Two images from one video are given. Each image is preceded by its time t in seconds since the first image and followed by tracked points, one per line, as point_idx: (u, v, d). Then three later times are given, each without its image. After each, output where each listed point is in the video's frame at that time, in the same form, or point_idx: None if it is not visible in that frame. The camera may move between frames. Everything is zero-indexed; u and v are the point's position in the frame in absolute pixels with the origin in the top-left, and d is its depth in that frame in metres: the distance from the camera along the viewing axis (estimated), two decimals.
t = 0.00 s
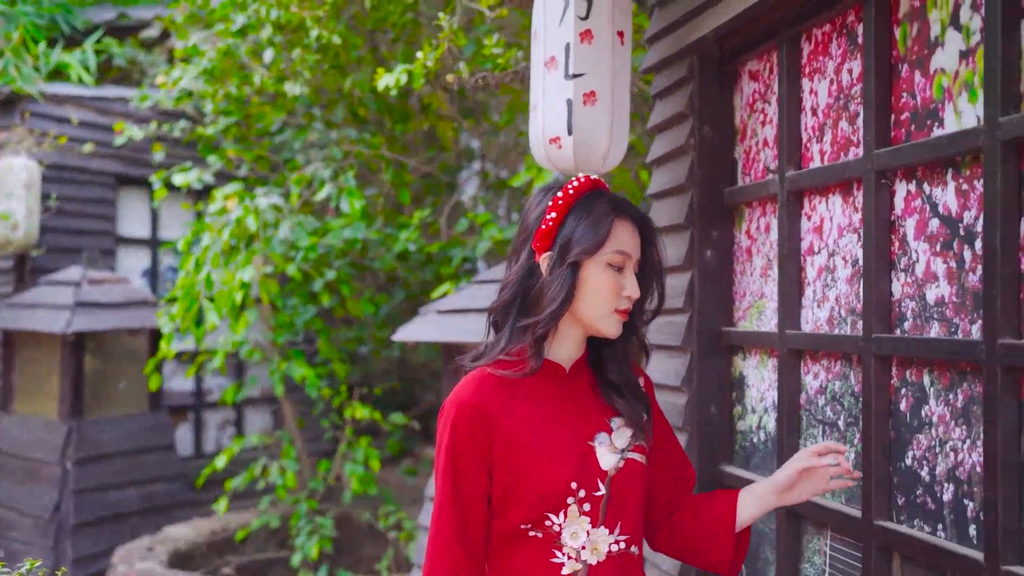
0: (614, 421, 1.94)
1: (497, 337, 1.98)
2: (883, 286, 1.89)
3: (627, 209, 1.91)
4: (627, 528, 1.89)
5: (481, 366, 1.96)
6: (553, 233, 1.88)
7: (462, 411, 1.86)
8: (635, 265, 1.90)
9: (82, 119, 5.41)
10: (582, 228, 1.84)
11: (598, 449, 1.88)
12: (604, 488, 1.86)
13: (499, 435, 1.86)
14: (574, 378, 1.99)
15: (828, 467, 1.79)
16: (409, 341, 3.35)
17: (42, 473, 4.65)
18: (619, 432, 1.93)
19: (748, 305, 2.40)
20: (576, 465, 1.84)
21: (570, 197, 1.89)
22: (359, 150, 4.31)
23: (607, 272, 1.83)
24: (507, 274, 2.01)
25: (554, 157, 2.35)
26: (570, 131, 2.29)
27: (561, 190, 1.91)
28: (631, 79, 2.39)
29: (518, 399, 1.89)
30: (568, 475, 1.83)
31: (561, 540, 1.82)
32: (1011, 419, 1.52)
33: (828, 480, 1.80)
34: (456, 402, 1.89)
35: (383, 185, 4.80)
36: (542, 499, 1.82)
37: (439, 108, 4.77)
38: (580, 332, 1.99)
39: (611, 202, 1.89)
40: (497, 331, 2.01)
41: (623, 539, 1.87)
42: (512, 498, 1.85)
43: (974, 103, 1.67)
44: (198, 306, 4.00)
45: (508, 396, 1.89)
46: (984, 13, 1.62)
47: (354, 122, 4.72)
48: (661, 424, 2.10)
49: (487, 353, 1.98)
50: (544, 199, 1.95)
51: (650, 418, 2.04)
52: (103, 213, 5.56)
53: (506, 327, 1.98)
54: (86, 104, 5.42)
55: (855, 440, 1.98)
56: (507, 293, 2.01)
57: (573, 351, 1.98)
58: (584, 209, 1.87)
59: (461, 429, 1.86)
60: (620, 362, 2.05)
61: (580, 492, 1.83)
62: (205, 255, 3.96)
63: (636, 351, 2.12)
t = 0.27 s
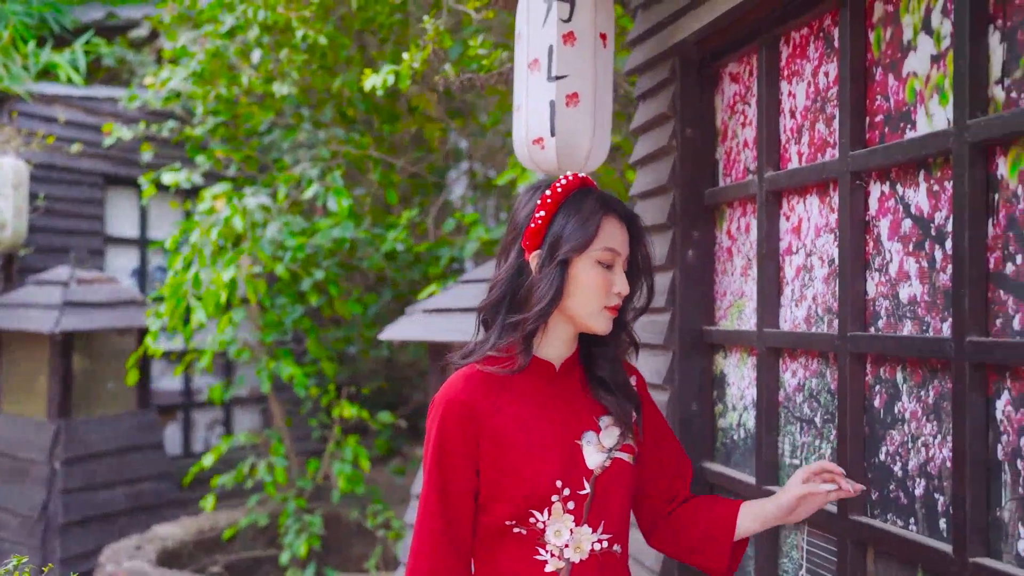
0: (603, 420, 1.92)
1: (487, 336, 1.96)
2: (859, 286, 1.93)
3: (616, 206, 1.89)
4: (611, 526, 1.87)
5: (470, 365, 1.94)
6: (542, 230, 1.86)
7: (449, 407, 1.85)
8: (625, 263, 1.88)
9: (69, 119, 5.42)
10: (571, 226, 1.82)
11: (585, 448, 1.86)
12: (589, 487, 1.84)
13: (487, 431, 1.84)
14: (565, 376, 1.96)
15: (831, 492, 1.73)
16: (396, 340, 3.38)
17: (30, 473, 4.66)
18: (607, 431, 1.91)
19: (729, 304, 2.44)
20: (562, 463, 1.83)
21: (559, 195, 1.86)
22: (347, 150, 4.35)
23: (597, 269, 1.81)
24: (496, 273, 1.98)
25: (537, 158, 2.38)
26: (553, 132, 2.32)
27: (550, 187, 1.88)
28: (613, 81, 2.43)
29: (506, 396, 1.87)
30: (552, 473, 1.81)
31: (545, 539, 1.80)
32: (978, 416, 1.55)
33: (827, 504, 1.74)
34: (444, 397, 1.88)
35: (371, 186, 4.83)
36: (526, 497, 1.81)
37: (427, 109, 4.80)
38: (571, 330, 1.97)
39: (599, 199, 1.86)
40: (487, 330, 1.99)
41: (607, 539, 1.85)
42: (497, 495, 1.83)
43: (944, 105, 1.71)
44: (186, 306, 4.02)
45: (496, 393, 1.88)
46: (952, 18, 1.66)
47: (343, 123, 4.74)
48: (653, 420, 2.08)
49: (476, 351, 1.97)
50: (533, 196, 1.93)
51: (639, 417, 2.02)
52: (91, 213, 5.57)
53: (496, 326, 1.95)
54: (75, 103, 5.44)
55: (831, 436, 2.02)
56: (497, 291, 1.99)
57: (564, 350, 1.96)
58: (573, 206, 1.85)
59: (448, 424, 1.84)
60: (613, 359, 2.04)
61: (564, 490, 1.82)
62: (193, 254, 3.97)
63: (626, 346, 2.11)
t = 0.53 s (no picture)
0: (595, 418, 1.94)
1: (481, 335, 2.00)
2: (837, 285, 1.96)
3: (607, 205, 1.91)
4: (602, 524, 1.89)
5: (464, 364, 1.98)
6: (534, 230, 1.89)
7: (442, 405, 1.87)
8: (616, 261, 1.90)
9: (61, 119, 5.43)
10: (562, 226, 1.84)
11: (576, 446, 1.88)
12: (579, 485, 1.85)
13: (479, 430, 1.87)
14: (558, 376, 1.98)
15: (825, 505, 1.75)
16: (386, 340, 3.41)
17: (22, 472, 4.67)
18: (599, 430, 1.93)
19: (712, 303, 2.48)
20: (552, 461, 1.84)
21: (550, 195, 1.89)
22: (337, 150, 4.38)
23: (588, 268, 1.84)
24: (490, 273, 2.02)
25: (525, 160, 2.41)
26: (540, 135, 2.35)
27: (541, 187, 1.91)
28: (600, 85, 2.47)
29: (498, 395, 1.90)
30: (543, 471, 1.83)
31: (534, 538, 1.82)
32: (949, 410, 1.59)
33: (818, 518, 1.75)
34: (437, 396, 1.90)
35: (362, 186, 4.87)
36: (517, 494, 1.83)
37: (418, 110, 4.84)
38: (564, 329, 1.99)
39: (590, 199, 1.88)
40: (482, 329, 2.03)
41: (596, 536, 1.86)
42: (488, 492, 1.86)
43: (919, 109, 1.74)
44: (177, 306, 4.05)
45: (488, 392, 1.90)
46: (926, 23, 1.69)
47: (333, 124, 4.78)
48: (647, 421, 2.12)
49: (470, 350, 2.00)
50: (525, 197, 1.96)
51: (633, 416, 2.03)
52: (83, 213, 5.59)
53: (491, 325, 1.99)
54: (67, 104, 5.46)
55: (811, 432, 2.05)
56: (491, 291, 2.02)
57: (557, 349, 1.98)
58: (564, 206, 1.88)
59: (439, 423, 1.87)
60: (608, 359, 2.06)
61: (555, 488, 1.83)
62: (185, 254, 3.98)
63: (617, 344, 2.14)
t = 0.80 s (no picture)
0: (592, 416, 1.97)
1: (479, 333, 2.03)
2: (819, 284, 2.01)
3: (604, 206, 1.94)
4: (599, 520, 1.93)
5: (462, 361, 2.01)
6: (532, 230, 1.92)
7: (440, 405, 1.91)
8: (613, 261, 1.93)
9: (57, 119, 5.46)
10: (560, 226, 1.88)
11: (574, 445, 1.92)
12: (577, 482, 1.90)
13: (476, 429, 1.90)
14: (556, 373, 2.01)
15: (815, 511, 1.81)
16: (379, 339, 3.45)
17: (17, 471, 4.70)
18: (596, 427, 1.97)
19: (699, 302, 2.52)
20: (550, 460, 1.89)
21: (548, 195, 1.92)
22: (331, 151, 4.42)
23: (585, 268, 1.87)
24: (488, 271, 2.05)
25: (516, 163, 2.45)
26: (530, 138, 2.39)
27: (539, 188, 1.94)
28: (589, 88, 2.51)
29: (496, 394, 1.93)
30: (540, 469, 1.87)
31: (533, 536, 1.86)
32: (925, 406, 1.63)
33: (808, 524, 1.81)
34: (435, 396, 1.94)
35: (356, 187, 4.90)
36: (515, 492, 1.87)
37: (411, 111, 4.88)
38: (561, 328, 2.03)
39: (587, 200, 1.92)
40: (479, 327, 2.06)
41: (592, 533, 1.91)
42: (486, 491, 1.89)
43: (897, 112, 1.78)
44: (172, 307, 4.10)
45: (485, 391, 1.93)
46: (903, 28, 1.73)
47: (327, 124, 4.81)
48: (643, 418, 2.14)
49: (467, 347, 2.04)
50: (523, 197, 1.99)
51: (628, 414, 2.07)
52: (78, 213, 5.62)
53: (488, 322, 2.02)
54: (62, 104, 5.49)
55: (793, 429, 2.10)
56: (489, 289, 2.06)
57: (555, 348, 2.01)
58: (562, 206, 1.91)
59: (437, 422, 1.90)
60: (604, 357, 2.09)
61: (552, 485, 1.88)
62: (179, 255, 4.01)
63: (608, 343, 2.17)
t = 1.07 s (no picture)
0: (598, 412, 2.00)
1: (483, 330, 2.06)
2: (803, 282, 2.05)
3: (607, 205, 1.97)
4: (605, 514, 1.96)
5: (464, 358, 2.04)
6: (536, 228, 1.95)
7: (446, 403, 1.94)
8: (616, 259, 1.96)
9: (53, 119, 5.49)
10: (563, 224, 1.91)
11: (581, 440, 1.95)
12: (585, 477, 1.93)
13: (483, 426, 1.93)
14: (559, 370, 2.04)
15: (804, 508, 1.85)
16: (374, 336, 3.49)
17: (15, 469, 4.73)
18: (603, 423, 1.99)
19: (688, 300, 2.56)
20: (558, 455, 1.91)
21: (552, 194, 1.95)
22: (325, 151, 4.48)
23: (588, 266, 1.90)
24: (492, 270, 2.09)
25: (510, 163, 2.49)
26: (524, 138, 2.43)
27: (543, 187, 1.97)
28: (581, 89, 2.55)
29: (502, 392, 1.96)
30: (548, 465, 1.90)
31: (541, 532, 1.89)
32: (903, 399, 1.67)
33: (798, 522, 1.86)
34: (441, 394, 1.97)
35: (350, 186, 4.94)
36: (523, 489, 1.89)
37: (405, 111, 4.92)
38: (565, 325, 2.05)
39: (590, 198, 1.95)
40: (483, 324, 2.09)
41: (599, 527, 1.94)
42: (494, 487, 1.92)
43: (877, 114, 1.83)
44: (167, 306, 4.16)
45: (491, 389, 1.96)
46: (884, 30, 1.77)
47: (321, 125, 4.85)
48: (643, 416, 2.17)
49: (470, 345, 2.07)
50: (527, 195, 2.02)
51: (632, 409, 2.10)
52: (75, 212, 5.66)
53: (492, 319, 2.05)
54: (58, 104, 5.52)
55: (779, 424, 2.14)
56: (492, 287, 2.09)
57: (558, 346, 2.04)
58: (565, 205, 1.94)
59: (444, 420, 1.94)
60: (605, 353, 2.12)
61: (561, 481, 1.91)
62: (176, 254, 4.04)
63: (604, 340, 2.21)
